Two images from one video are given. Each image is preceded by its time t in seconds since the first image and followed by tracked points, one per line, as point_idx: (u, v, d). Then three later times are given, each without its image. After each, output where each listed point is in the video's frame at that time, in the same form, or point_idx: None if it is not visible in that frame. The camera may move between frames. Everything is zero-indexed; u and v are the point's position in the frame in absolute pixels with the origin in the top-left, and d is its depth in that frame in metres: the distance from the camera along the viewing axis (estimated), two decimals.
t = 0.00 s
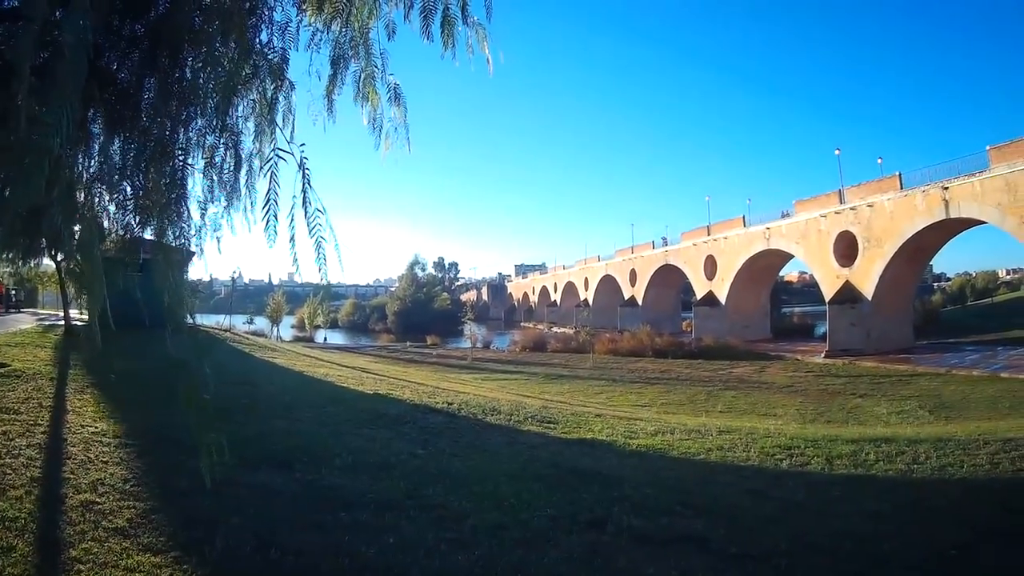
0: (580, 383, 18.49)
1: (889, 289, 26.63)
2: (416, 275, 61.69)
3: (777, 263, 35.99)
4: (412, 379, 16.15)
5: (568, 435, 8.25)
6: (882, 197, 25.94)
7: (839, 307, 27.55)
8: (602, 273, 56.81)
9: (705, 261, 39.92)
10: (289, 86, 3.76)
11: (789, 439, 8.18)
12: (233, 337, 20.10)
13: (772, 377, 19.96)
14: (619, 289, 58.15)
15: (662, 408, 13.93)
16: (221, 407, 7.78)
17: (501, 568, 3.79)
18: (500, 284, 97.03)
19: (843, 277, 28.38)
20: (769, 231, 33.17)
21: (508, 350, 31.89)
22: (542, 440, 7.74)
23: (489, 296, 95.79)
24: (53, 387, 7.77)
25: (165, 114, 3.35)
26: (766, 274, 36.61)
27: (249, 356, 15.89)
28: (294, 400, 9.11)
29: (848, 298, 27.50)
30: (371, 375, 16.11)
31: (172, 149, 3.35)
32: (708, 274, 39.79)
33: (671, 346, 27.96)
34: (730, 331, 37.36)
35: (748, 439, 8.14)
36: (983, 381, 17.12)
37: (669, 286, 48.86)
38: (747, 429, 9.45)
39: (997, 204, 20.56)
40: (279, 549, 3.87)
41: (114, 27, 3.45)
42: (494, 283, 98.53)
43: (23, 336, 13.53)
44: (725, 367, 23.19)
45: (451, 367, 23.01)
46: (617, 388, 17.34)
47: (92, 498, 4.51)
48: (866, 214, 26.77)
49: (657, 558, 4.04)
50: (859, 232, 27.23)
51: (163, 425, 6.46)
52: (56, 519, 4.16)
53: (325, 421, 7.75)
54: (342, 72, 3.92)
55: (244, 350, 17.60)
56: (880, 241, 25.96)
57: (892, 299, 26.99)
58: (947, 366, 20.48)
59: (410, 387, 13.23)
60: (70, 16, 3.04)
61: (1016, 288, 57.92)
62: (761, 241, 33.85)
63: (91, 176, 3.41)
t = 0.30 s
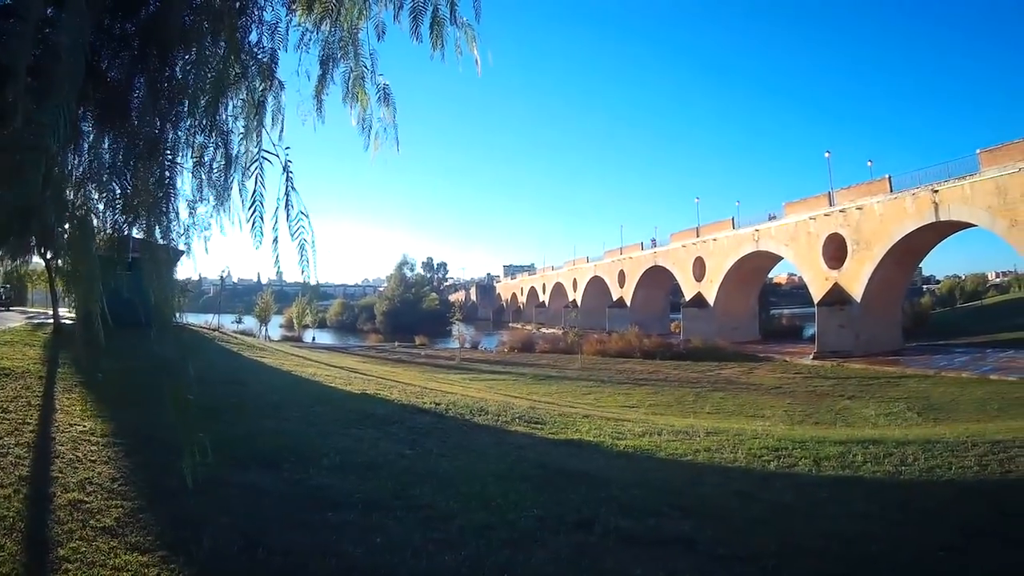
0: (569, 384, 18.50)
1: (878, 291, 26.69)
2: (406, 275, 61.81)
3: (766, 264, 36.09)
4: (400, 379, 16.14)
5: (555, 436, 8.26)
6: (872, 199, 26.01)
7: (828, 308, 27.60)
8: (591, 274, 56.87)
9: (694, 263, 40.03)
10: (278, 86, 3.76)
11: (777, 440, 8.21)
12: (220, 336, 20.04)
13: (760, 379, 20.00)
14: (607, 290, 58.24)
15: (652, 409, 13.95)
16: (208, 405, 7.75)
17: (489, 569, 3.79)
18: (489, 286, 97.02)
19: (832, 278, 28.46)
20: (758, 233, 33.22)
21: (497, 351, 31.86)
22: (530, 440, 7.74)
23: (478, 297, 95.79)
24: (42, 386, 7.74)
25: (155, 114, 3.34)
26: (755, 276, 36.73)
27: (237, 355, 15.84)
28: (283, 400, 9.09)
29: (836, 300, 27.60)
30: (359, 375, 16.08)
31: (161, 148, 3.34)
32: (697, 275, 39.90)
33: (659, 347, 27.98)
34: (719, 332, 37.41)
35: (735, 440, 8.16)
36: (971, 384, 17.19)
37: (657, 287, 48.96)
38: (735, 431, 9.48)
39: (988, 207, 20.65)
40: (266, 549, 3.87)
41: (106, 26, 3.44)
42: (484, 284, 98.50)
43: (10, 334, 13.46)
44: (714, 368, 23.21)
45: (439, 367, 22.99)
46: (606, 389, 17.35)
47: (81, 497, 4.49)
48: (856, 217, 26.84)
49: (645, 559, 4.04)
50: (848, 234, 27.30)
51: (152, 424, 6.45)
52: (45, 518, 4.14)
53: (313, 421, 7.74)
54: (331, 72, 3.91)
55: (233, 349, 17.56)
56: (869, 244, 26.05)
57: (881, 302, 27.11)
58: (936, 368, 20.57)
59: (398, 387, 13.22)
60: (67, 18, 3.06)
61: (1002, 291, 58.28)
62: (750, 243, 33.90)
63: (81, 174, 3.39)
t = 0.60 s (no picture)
0: (559, 387, 18.50)
1: (868, 292, 26.75)
2: (396, 278, 61.85)
3: (756, 267, 36.18)
4: (391, 383, 16.13)
5: (545, 439, 8.25)
6: (861, 202, 26.07)
7: (818, 311, 27.62)
8: (581, 277, 56.94)
9: (684, 266, 40.10)
10: (268, 89, 3.76)
11: (767, 442, 8.22)
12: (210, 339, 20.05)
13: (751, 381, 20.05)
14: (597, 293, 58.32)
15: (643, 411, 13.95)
16: (197, 408, 7.73)
17: (478, 571, 3.79)
18: (479, 288, 97.08)
19: (823, 281, 28.53)
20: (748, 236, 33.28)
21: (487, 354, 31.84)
22: (520, 443, 7.74)
23: (469, 301, 95.82)
24: (32, 388, 7.71)
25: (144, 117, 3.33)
26: (745, 278, 36.84)
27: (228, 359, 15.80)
28: (272, 403, 9.07)
29: (826, 302, 27.64)
30: (349, 378, 16.07)
31: (150, 150, 3.33)
32: (687, 277, 39.99)
33: (649, 350, 28.02)
34: (709, 334, 37.47)
35: (726, 443, 8.17)
36: (961, 385, 17.24)
37: (647, 290, 49.05)
38: (726, 433, 9.48)
39: (979, 209, 20.75)
40: (256, 552, 3.86)
41: (97, 29, 3.43)
42: (475, 287, 98.49)
43: None
44: (704, 371, 23.25)
45: (429, 370, 22.98)
46: (597, 392, 17.37)
47: (71, 500, 4.47)
48: (846, 219, 26.91)
49: (635, 561, 4.04)
50: (838, 237, 27.36)
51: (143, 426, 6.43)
52: (35, 521, 4.12)
53: (302, 424, 7.73)
54: (321, 75, 3.91)
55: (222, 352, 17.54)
56: (859, 246, 26.11)
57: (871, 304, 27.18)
58: (927, 370, 20.62)
59: (388, 390, 13.21)
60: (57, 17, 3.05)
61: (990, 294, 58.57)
62: (740, 245, 33.97)
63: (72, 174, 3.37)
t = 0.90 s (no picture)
0: (545, 385, 18.52)
1: (855, 291, 26.84)
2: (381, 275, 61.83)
3: (743, 265, 36.29)
4: (378, 381, 16.11)
5: (531, 437, 8.25)
6: (848, 201, 26.14)
7: (804, 309, 27.68)
8: (567, 276, 57.00)
9: (671, 264, 40.16)
10: (253, 86, 3.75)
11: (754, 440, 8.24)
12: (194, 338, 19.95)
13: (737, 379, 20.10)
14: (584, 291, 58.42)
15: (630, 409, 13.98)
16: (183, 407, 7.69)
17: (465, 570, 3.78)
18: (466, 287, 97.08)
19: (809, 279, 28.60)
20: (734, 234, 33.34)
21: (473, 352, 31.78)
22: (506, 441, 7.74)
23: (455, 300, 95.82)
24: (18, 388, 7.65)
25: (130, 113, 3.31)
26: (731, 276, 36.94)
27: (212, 357, 15.71)
28: (257, 402, 9.03)
29: (813, 300, 27.68)
30: (335, 376, 16.04)
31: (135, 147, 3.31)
32: (674, 276, 40.07)
33: (636, 348, 28.07)
34: (695, 333, 37.55)
35: (712, 440, 8.19)
36: (947, 383, 17.34)
37: (634, 289, 49.16)
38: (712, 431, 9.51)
39: (966, 208, 20.87)
40: (242, 551, 3.84)
41: (83, 25, 3.41)
42: (462, 285, 98.51)
43: None
44: (691, 369, 23.30)
45: (415, 368, 22.92)
46: (584, 390, 17.40)
47: (59, 500, 4.44)
48: (832, 218, 26.98)
49: (622, 559, 4.04)
50: (825, 236, 27.45)
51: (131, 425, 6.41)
52: (23, 521, 4.09)
53: (288, 423, 7.70)
54: (306, 72, 3.91)
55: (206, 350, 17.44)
56: (846, 245, 26.19)
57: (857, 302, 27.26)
58: (914, 368, 20.72)
59: (374, 388, 13.18)
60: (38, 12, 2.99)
61: (972, 291, 59.15)
62: (726, 244, 34.02)
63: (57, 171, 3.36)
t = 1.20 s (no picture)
0: (535, 385, 18.52)
1: (844, 291, 26.92)
2: (370, 275, 62.07)
3: (732, 266, 36.38)
4: (367, 381, 16.07)
5: (520, 437, 8.24)
6: (838, 201, 26.22)
7: (793, 309, 27.71)
8: (556, 275, 57.01)
9: (660, 264, 40.21)
10: (240, 85, 3.75)
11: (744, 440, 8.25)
12: (181, 337, 19.88)
13: (727, 379, 20.14)
14: (573, 291, 58.46)
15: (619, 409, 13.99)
16: (172, 408, 7.66)
17: (455, 570, 3.77)
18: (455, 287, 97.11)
19: (798, 279, 28.66)
20: (724, 235, 33.41)
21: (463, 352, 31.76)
22: (495, 441, 7.74)
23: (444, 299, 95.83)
24: (8, 387, 7.62)
25: (119, 111, 3.31)
26: (721, 276, 37.02)
27: (202, 357, 15.66)
28: (245, 402, 9.01)
29: (802, 300, 27.69)
30: (324, 376, 16.03)
31: (124, 147, 3.33)
32: (663, 276, 40.13)
33: (625, 348, 28.11)
34: (684, 332, 37.60)
35: (701, 440, 8.20)
36: (936, 383, 17.41)
37: (623, 288, 49.22)
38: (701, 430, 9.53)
39: (955, 209, 20.98)
40: (232, 551, 3.83)
41: (69, 22, 3.39)
42: (451, 285, 98.59)
43: None
44: (680, 369, 23.33)
45: (404, 368, 22.89)
46: (573, 389, 17.43)
47: (49, 501, 4.43)
48: (822, 219, 27.06)
49: (612, 559, 4.05)
50: (814, 236, 27.53)
51: (121, 425, 6.39)
52: (13, 522, 4.07)
53: (277, 423, 7.69)
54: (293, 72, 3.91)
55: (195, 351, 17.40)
56: (835, 245, 26.27)
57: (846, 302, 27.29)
58: (904, 368, 20.79)
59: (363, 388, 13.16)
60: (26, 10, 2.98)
61: (959, 292, 59.48)
62: (716, 244, 34.09)
63: (47, 173, 3.37)
